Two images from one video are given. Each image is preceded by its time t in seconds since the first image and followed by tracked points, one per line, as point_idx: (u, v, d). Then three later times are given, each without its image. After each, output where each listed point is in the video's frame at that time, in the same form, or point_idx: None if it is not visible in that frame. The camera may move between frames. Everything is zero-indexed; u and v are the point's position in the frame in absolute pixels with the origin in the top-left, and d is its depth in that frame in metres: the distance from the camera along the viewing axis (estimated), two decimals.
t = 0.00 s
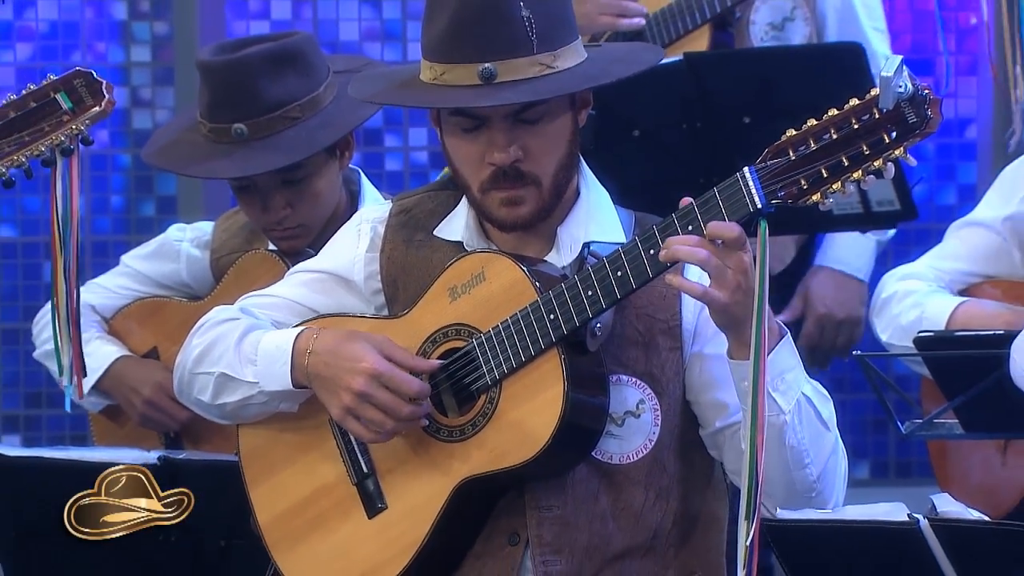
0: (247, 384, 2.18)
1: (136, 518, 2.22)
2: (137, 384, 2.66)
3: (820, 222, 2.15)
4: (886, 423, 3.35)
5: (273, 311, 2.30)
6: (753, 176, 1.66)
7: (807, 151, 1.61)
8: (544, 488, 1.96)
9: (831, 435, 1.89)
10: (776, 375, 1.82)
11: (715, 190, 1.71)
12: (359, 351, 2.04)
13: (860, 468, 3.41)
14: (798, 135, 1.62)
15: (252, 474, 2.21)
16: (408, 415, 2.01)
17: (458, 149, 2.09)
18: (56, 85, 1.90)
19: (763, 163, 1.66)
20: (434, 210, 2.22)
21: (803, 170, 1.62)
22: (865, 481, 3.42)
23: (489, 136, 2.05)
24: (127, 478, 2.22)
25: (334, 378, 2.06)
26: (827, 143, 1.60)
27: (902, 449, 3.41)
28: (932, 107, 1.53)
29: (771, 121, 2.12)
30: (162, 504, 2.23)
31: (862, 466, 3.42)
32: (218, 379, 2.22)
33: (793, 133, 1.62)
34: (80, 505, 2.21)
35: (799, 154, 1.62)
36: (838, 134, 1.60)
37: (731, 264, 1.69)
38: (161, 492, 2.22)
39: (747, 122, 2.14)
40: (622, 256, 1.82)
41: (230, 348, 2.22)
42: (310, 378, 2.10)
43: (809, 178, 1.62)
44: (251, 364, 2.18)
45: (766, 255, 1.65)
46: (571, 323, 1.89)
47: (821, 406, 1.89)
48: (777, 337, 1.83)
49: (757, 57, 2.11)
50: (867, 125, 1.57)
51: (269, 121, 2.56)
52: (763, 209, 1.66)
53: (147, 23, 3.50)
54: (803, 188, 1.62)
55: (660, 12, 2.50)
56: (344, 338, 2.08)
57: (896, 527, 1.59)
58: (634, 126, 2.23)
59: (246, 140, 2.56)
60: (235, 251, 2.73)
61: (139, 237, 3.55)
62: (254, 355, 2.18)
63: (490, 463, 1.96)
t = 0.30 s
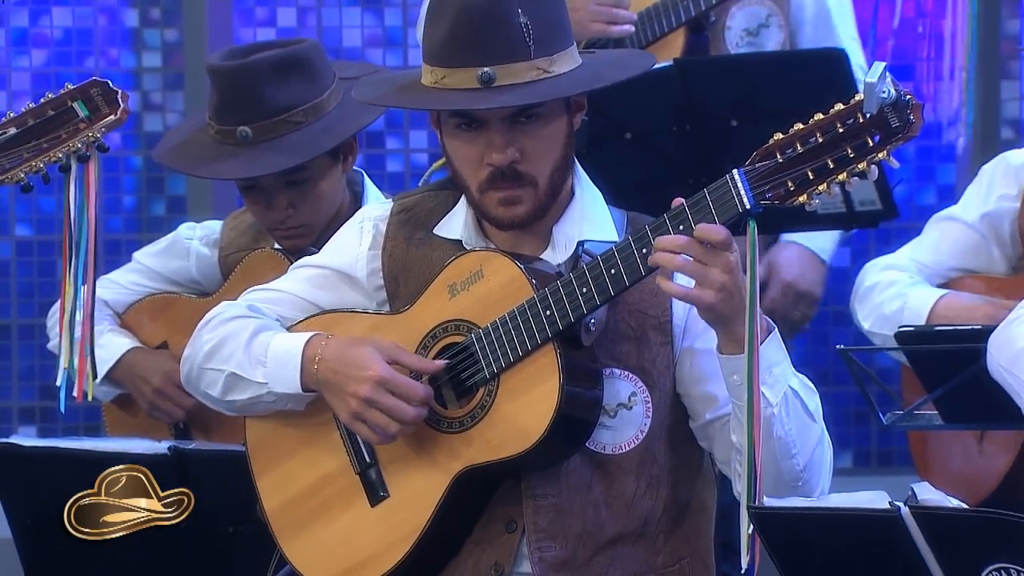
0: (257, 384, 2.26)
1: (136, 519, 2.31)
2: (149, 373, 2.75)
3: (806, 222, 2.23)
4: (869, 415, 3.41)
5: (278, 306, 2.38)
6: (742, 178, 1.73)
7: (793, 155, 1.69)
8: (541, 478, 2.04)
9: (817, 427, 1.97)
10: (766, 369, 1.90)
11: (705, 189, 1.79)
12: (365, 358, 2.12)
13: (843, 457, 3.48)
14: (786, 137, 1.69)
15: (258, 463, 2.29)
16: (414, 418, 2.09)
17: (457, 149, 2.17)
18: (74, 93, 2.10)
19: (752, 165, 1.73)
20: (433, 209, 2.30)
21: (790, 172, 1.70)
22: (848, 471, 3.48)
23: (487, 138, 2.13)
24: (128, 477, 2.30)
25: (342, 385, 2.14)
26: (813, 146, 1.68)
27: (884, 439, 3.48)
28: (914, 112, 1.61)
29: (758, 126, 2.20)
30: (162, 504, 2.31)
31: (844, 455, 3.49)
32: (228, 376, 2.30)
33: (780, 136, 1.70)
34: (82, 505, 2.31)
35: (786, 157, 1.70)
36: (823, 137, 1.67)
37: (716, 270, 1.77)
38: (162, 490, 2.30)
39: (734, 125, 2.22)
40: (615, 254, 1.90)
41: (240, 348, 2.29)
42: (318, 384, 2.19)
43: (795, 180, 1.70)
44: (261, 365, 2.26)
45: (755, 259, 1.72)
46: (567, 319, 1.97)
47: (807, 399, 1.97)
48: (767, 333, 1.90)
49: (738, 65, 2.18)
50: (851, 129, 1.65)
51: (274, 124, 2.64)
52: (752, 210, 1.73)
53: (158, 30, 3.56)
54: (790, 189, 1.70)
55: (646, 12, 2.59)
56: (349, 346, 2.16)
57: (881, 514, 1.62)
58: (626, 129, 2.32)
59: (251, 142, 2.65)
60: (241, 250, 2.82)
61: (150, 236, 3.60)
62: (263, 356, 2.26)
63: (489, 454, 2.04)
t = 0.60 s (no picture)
0: (265, 393, 2.35)
1: (136, 518, 2.42)
2: (164, 364, 2.85)
3: (796, 223, 2.32)
4: (852, 407, 3.51)
5: (288, 302, 2.47)
6: (737, 185, 1.82)
7: (786, 162, 1.78)
8: (543, 469, 2.11)
9: (806, 431, 2.02)
10: (759, 381, 1.94)
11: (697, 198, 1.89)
12: (365, 371, 2.21)
13: (827, 447, 3.56)
14: (780, 146, 1.78)
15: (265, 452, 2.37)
16: (420, 426, 2.18)
17: (460, 157, 2.25)
18: (94, 100, 2.23)
19: (746, 172, 1.82)
20: (436, 208, 2.38)
21: (783, 179, 1.78)
22: (833, 460, 3.56)
23: (488, 144, 2.22)
24: (127, 476, 2.41)
25: (349, 399, 2.23)
26: (805, 154, 1.77)
27: (866, 429, 3.57)
28: (903, 123, 1.71)
29: (748, 130, 2.31)
30: (162, 503, 2.42)
31: (828, 445, 3.57)
32: (237, 382, 2.39)
33: (775, 145, 1.79)
34: (82, 504, 2.42)
35: (779, 165, 1.78)
36: (814, 147, 1.76)
37: (695, 294, 1.87)
38: (161, 490, 2.41)
39: (724, 129, 2.33)
40: (614, 255, 1.98)
41: (247, 354, 2.37)
42: (325, 395, 2.27)
43: (788, 188, 1.78)
44: (267, 373, 2.34)
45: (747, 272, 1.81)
46: (566, 317, 2.05)
47: (797, 406, 2.01)
48: (761, 349, 1.94)
49: (727, 70, 2.28)
50: (843, 138, 1.74)
51: (288, 132, 2.74)
52: (747, 216, 1.82)
53: (171, 37, 3.65)
54: (783, 196, 1.78)
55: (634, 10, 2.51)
56: (349, 359, 2.25)
57: (860, 501, 1.76)
58: (619, 132, 2.40)
59: (266, 149, 2.74)
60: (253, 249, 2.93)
61: (162, 234, 3.69)
62: (269, 365, 2.33)
63: (490, 446, 2.12)
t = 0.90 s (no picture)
0: (270, 376, 2.45)
1: (134, 519, 2.53)
2: (177, 353, 2.95)
3: (778, 217, 2.42)
4: (831, 394, 3.60)
5: (292, 292, 2.57)
6: (722, 180, 1.90)
7: (770, 159, 1.86)
8: (536, 451, 2.18)
9: (793, 406, 2.10)
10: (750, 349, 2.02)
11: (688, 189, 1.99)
12: (367, 357, 2.31)
13: (807, 431, 3.66)
14: (765, 144, 1.86)
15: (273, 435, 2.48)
16: (417, 412, 2.27)
17: (454, 146, 2.35)
18: (110, 109, 2.45)
19: (732, 169, 1.89)
20: (434, 203, 2.48)
21: (765, 176, 1.87)
22: (813, 444, 3.66)
23: (483, 138, 2.30)
24: (126, 478, 2.51)
25: (350, 383, 2.32)
26: (787, 152, 1.85)
27: (844, 415, 3.67)
28: (881, 123, 1.79)
29: (732, 129, 2.40)
30: (162, 504, 2.53)
31: (808, 430, 3.67)
32: (244, 367, 2.49)
33: (759, 143, 1.87)
34: (81, 505, 2.53)
35: (764, 161, 1.87)
36: (797, 143, 1.84)
37: (721, 253, 1.90)
38: (160, 492, 2.52)
39: (708, 128, 2.42)
40: (605, 249, 2.06)
41: (254, 341, 2.46)
42: (327, 380, 2.37)
43: (772, 183, 1.87)
44: (273, 359, 2.44)
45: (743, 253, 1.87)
46: (559, 308, 2.13)
47: (787, 381, 2.10)
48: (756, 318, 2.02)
49: (707, 70, 2.38)
50: (823, 137, 1.83)
51: (295, 133, 2.84)
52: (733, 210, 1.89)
53: (179, 40, 3.74)
54: (766, 191, 1.87)
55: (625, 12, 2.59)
56: (353, 344, 2.34)
57: (841, 484, 1.86)
58: (608, 130, 2.50)
59: (274, 149, 2.84)
60: (260, 243, 3.05)
61: (171, 230, 3.78)
62: (276, 351, 2.43)
63: (485, 430, 2.21)
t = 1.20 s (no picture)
0: (267, 366, 2.56)
1: (133, 521, 2.64)
2: (182, 346, 3.06)
3: (757, 214, 2.53)
4: (807, 383, 3.71)
5: (292, 288, 2.68)
6: (701, 176, 1.99)
7: (746, 155, 1.96)
8: (524, 436, 2.28)
9: (764, 408, 2.21)
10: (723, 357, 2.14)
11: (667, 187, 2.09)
12: (356, 343, 2.41)
13: (786, 420, 3.76)
14: (740, 141, 1.96)
15: (272, 424, 2.58)
16: (404, 395, 2.36)
17: (444, 135, 2.44)
18: (119, 110, 2.56)
19: (709, 165, 1.99)
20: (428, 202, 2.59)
21: (742, 171, 1.97)
22: (791, 432, 3.77)
23: (471, 126, 2.40)
24: (126, 479, 2.63)
25: (340, 369, 2.42)
26: (763, 148, 1.95)
27: (822, 404, 3.77)
28: (852, 120, 1.89)
29: (713, 130, 2.51)
30: (162, 504, 2.65)
31: (787, 418, 3.77)
32: (243, 358, 2.60)
33: (735, 139, 1.97)
34: (80, 505, 2.64)
35: (740, 157, 1.97)
36: (771, 140, 1.94)
37: (681, 270, 2.03)
38: (160, 494, 2.64)
39: (691, 129, 2.53)
40: (589, 242, 2.15)
41: (252, 332, 2.58)
42: (319, 367, 2.47)
43: (748, 178, 1.97)
44: (270, 349, 2.55)
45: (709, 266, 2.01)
46: (546, 299, 2.22)
47: (759, 384, 2.21)
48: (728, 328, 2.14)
49: (689, 76, 2.47)
50: (797, 133, 1.93)
51: (294, 131, 2.94)
52: (710, 204, 2.00)
53: (184, 45, 3.85)
54: (743, 186, 1.97)
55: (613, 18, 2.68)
56: (343, 333, 2.45)
57: (820, 471, 1.96)
58: (595, 132, 2.62)
59: (274, 146, 2.94)
60: (261, 239, 3.16)
61: (178, 227, 3.89)
62: (272, 341, 2.54)
63: (476, 417, 2.30)
